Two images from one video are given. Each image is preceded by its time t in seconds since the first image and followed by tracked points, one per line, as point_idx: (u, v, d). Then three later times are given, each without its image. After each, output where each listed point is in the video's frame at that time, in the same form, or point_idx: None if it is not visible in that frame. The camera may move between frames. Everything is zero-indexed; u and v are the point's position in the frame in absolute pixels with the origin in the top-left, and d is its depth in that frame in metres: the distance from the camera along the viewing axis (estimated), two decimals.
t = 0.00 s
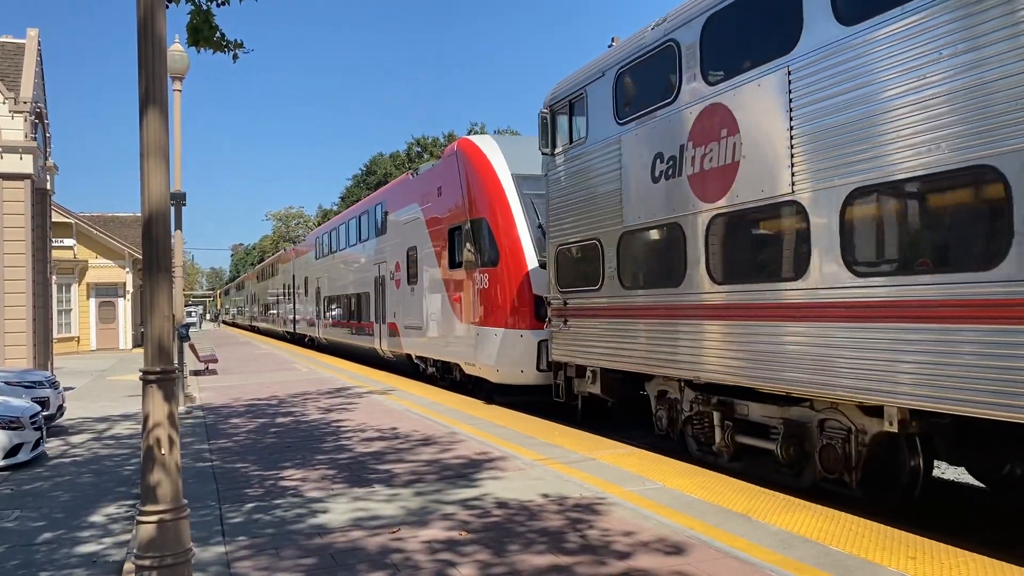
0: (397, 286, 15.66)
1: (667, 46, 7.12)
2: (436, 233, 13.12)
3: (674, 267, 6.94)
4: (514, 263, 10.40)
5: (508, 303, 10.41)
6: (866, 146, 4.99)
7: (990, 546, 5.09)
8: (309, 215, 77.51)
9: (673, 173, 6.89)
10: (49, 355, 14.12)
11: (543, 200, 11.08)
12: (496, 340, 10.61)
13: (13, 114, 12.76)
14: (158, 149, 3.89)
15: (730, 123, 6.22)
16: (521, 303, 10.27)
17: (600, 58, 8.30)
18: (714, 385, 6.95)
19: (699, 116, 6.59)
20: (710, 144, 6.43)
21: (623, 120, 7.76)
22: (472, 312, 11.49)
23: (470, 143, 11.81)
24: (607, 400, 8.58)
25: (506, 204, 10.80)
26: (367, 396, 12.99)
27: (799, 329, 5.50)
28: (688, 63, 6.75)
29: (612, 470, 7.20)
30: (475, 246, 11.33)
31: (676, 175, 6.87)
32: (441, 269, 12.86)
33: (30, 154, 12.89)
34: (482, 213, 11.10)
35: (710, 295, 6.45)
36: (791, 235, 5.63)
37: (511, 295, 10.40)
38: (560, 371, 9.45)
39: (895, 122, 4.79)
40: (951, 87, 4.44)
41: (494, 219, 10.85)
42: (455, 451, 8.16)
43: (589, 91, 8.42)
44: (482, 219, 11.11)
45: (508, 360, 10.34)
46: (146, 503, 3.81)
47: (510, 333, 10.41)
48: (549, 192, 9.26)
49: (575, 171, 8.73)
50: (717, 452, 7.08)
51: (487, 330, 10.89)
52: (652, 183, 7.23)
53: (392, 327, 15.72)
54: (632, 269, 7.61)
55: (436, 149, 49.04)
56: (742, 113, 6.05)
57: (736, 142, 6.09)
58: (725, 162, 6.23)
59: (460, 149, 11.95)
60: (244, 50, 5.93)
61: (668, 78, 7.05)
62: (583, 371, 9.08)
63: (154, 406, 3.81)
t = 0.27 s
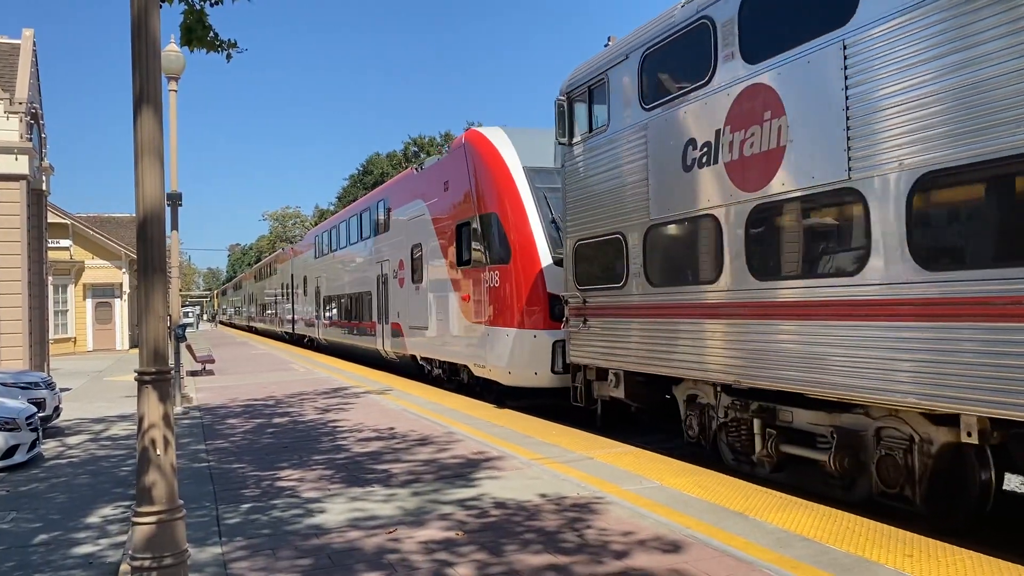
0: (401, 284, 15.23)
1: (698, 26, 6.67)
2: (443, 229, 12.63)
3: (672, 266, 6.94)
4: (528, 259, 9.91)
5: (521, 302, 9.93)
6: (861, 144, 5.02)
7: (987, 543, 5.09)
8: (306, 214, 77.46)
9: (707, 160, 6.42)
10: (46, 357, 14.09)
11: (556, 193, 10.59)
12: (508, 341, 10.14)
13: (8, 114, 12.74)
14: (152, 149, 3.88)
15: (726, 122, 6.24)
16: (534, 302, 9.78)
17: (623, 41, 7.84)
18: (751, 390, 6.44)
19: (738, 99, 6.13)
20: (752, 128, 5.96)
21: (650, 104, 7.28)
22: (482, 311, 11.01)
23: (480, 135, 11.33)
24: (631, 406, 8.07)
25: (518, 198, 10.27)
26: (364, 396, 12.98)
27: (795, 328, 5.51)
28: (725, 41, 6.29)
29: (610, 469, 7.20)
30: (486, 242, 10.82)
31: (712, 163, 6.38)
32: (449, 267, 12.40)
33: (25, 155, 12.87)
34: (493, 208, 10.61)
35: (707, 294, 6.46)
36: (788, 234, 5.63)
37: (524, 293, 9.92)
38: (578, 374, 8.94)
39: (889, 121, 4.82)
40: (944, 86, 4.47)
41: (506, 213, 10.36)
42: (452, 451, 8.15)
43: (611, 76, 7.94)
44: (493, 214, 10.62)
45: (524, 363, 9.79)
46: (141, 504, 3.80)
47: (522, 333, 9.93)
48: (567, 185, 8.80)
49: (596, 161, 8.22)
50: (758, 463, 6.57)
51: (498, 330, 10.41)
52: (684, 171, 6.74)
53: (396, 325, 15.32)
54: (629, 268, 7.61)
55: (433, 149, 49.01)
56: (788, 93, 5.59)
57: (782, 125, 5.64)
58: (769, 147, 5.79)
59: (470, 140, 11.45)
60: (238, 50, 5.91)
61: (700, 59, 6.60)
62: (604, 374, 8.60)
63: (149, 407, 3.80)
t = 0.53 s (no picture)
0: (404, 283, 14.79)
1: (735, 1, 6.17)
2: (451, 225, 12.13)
3: (669, 264, 6.93)
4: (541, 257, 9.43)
5: (535, 300, 9.46)
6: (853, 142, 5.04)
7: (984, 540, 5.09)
8: (301, 214, 77.37)
9: (749, 145, 5.91)
10: (40, 357, 14.05)
11: (570, 186, 10.04)
12: (520, 341, 9.68)
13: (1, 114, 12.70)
14: (146, 147, 3.86)
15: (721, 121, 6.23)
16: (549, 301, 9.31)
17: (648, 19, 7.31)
18: (796, 395, 5.93)
19: (783, 77, 5.61)
20: (801, 109, 5.44)
21: (662, 95, 7.03)
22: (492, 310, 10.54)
23: (491, 128, 10.83)
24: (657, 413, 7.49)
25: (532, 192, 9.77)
26: (360, 395, 12.95)
27: (791, 326, 5.51)
28: (768, 15, 5.79)
29: (606, 468, 7.19)
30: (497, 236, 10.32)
31: (756, 148, 5.86)
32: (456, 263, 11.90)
33: (19, 155, 12.83)
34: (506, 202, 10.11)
35: (704, 293, 6.46)
36: (784, 232, 5.63)
37: (538, 291, 9.45)
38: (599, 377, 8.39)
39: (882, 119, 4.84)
40: (938, 84, 4.49)
41: (518, 207, 9.84)
42: (448, 450, 8.13)
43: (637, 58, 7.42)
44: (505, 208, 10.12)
45: (534, 365, 9.39)
46: (135, 505, 3.78)
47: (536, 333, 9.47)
48: (585, 177, 8.37)
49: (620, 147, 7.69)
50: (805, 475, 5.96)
51: (510, 331, 9.95)
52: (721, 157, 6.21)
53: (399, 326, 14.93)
54: (626, 266, 7.61)
55: (428, 148, 48.95)
56: (842, 67, 5.08)
57: (837, 103, 5.12)
58: (821, 128, 5.27)
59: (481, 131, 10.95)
60: (230, 49, 5.90)
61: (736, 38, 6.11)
62: (627, 378, 8.04)
63: (143, 408, 3.78)
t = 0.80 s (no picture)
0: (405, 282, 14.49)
1: None
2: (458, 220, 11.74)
3: (665, 263, 6.93)
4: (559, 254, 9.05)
5: (551, 300, 9.10)
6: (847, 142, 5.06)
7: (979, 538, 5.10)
8: (296, 214, 77.28)
9: (800, 127, 5.40)
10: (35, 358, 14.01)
11: (586, 179, 9.71)
12: (534, 342, 9.34)
13: None
14: (141, 147, 3.85)
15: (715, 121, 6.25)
16: (567, 301, 8.94)
17: None
18: (850, 401, 5.44)
19: (836, 53, 5.10)
20: (861, 85, 4.93)
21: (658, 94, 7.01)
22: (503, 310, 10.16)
23: (501, 118, 10.42)
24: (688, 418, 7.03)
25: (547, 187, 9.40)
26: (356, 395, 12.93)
27: (787, 324, 5.52)
28: None
29: (602, 467, 7.20)
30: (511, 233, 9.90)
31: (805, 131, 5.38)
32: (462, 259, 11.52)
33: (13, 155, 12.79)
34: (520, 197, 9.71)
35: (700, 292, 6.46)
36: (780, 230, 5.64)
37: (553, 290, 9.10)
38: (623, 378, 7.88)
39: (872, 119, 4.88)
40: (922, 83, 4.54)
41: (531, 203, 9.50)
42: (445, 450, 8.12)
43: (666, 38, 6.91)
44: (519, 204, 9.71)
45: (550, 367, 9.07)
46: (131, 506, 3.77)
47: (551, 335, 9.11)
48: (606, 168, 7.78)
49: (647, 134, 7.17)
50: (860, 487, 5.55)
51: (523, 331, 9.60)
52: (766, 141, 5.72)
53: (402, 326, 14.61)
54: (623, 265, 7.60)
55: (424, 148, 48.90)
56: (909, 39, 4.57)
57: (902, 79, 4.61)
58: (883, 109, 4.76)
59: (492, 122, 10.51)
60: (224, 49, 5.89)
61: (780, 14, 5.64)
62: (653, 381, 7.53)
63: (139, 408, 3.78)
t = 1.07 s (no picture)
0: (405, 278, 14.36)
1: None
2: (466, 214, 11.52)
3: (664, 262, 6.91)
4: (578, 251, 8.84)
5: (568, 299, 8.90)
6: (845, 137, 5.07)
7: (975, 536, 5.11)
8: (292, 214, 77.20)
9: (860, 109, 4.94)
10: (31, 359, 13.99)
11: (604, 171, 9.53)
12: (548, 343, 9.16)
13: None
14: (135, 147, 3.85)
15: (716, 118, 6.23)
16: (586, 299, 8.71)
17: None
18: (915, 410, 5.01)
19: (906, 23, 4.61)
20: (934, 59, 4.44)
21: (660, 92, 6.97)
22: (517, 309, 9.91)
23: (515, 110, 10.26)
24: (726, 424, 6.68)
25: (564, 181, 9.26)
26: (353, 395, 12.91)
27: (786, 322, 5.52)
28: None
29: (599, 466, 7.19)
30: (526, 229, 9.66)
31: (866, 111, 4.91)
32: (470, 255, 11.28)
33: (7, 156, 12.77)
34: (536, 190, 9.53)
35: (699, 290, 6.45)
36: (779, 228, 5.62)
37: (570, 288, 8.90)
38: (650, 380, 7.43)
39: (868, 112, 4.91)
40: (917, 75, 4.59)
41: (548, 196, 9.35)
42: (442, 450, 8.12)
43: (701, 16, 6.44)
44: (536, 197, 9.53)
45: (569, 371, 8.89)
46: (127, 506, 3.77)
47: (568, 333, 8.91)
48: (629, 157, 7.37)
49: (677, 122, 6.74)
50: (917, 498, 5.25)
51: (536, 332, 9.41)
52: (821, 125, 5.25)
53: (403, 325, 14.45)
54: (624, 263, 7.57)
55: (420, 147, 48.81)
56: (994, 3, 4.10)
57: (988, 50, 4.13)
58: (960, 85, 4.30)
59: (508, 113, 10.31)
60: (220, 48, 5.88)
61: None
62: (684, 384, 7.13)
63: (134, 408, 3.77)
